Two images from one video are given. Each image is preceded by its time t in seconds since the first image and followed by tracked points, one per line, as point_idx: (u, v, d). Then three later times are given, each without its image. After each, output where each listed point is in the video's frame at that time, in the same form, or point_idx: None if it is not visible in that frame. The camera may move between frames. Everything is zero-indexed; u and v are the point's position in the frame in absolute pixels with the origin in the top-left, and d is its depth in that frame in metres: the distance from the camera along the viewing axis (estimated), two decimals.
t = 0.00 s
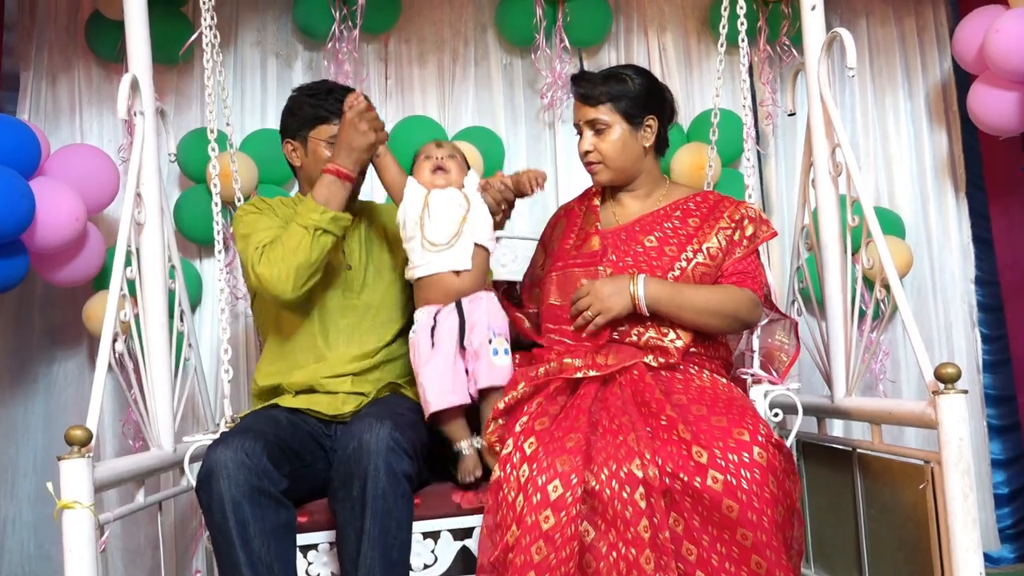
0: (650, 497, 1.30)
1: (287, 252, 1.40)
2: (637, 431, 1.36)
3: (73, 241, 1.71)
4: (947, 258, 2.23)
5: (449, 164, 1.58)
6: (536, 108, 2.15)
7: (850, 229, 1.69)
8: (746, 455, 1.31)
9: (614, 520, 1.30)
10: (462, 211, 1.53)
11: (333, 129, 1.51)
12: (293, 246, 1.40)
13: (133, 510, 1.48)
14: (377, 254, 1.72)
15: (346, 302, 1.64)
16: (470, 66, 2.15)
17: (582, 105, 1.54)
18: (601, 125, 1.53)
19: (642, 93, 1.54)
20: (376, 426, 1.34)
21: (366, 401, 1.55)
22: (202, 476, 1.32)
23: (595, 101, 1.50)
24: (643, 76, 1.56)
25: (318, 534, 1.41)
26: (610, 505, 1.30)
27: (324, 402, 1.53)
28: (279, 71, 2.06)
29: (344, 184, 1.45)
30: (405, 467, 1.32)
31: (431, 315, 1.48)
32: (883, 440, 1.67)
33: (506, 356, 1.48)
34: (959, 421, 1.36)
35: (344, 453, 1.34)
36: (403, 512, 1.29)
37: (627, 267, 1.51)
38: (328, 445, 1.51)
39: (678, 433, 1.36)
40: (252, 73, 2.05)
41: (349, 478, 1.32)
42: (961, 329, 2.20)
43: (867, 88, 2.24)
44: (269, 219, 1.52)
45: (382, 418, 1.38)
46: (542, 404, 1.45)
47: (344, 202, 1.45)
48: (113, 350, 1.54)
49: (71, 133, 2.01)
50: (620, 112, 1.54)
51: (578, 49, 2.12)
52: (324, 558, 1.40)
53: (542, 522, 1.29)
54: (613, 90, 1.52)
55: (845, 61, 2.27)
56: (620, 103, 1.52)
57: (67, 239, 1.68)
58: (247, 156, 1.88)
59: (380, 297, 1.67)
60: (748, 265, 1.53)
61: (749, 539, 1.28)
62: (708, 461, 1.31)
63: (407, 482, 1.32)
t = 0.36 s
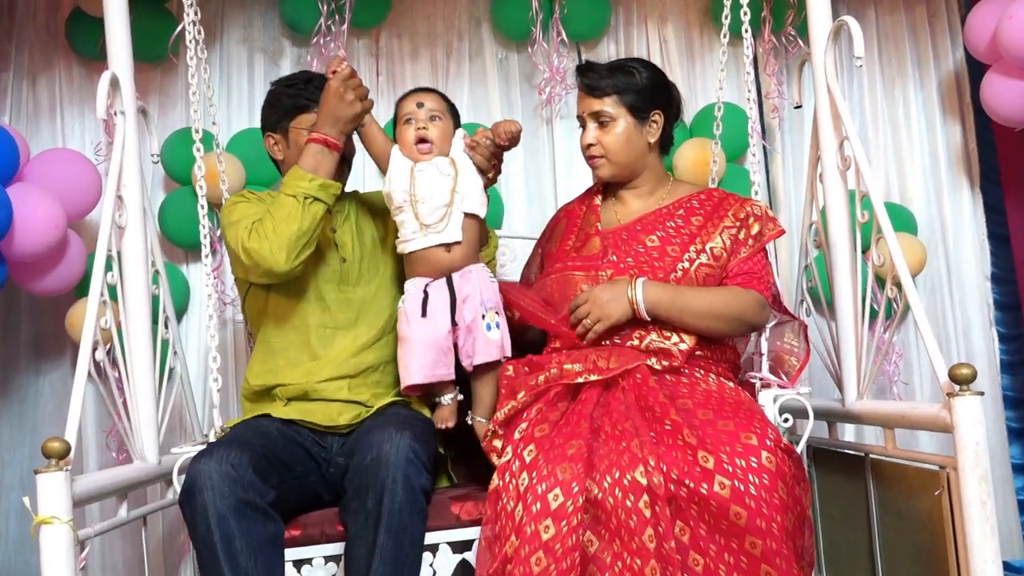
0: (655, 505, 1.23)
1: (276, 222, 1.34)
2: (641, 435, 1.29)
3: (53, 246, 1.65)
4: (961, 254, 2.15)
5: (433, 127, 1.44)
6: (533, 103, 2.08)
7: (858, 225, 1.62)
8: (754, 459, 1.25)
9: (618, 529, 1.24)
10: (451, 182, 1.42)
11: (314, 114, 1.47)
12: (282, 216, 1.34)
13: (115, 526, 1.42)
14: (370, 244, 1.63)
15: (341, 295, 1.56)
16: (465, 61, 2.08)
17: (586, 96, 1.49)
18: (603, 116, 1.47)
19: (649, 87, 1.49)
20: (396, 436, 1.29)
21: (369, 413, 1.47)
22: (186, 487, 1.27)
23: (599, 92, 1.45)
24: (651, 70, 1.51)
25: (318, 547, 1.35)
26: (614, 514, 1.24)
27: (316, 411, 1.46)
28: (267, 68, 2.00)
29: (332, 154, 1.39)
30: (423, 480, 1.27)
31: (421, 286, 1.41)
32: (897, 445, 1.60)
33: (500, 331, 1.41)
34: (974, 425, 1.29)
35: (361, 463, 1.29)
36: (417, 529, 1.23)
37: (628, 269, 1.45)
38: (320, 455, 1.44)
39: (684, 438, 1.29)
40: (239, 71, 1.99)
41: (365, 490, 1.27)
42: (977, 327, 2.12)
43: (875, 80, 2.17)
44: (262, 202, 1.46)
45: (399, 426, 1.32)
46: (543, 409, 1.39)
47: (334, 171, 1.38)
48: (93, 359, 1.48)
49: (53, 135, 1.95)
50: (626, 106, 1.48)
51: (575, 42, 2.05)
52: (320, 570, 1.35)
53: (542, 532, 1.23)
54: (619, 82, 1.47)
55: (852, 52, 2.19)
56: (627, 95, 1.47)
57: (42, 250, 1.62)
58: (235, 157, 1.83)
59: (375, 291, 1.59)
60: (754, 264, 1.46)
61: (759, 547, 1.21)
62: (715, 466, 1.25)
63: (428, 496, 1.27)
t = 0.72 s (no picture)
0: (660, 532, 1.19)
1: (265, 302, 1.30)
2: (646, 460, 1.24)
3: (47, 267, 1.62)
4: (979, 271, 2.09)
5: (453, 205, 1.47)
6: (536, 119, 2.04)
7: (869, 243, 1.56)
8: (762, 485, 1.20)
9: (621, 558, 1.18)
10: (471, 263, 1.45)
11: (325, 144, 1.43)
12: (272, 296, 1.30)
13: (106, 554, 1.38)
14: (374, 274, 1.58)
15: (343, 328, 1.51)
16: (467, 76, 2.05)
17: (599, 112, 1.45)
18: (615, 134, 1.43)
19: (662, 103, 1.45)
20: (421, 462, 1.25)
21: (372, 437, 1.42)
22: (179, 512, 1.23)
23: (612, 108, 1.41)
24: (664, 86, 1.47)
25: None
26: (617, 541, 1.19)
27: (317, 435, 1.40)
28: (266, 85, 1.97)
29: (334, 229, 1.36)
30: (444, 509, 1.24)
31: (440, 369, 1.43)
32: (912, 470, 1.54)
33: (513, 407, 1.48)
34: (991, 452, 1.23)
35: (384, 487, 1.25)
36: (435, 559, 1.20)
37: (634, 289, 1.41)
38: (319, 482, 1.38)
39: (689, 462, 1.24)
40: (237, 88, 1.96)
41: (387, 515, 1.22)
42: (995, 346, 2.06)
43: (887, 93, 2.13)
44: (258, 251, 1.42)
45: (424, 452, 1.28)
46: (544, 434, 1.35)
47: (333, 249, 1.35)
48: (85, 382, 1.44)
49: (50, 154, 1.93)
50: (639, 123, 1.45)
51: (579, 56, 2.02)
52: None
53: (543, 560, 1.18)
54: (633, 98, 1.43)
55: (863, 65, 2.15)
56: (639, 112, 1.44)
57: (36, 271, 1.59)
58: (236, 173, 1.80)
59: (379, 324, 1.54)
60: (764, 285, 1.41)
61: None
62: (721, 492, 1.20)
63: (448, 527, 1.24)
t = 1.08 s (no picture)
0: (691, 547, 1.10)
1: (271, 364, 1.25)
2: (675, 472, 1.16)
3: (58, 267, 1.57)
4: None
5: (490, 211, 1.38)
6: (561, 114, 1.97)
7: (914, 242, 1.48)
8: (798, 496, 1.12)
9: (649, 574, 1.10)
10: (512, 284, 1.38)
11: (361, 147, 1.36)
12: (278, 358, 1.25)
13: (115, 565, 1.32)
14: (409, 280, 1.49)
15: (373, 339, 1.43)
16: (490, 70, 1.98)
17: (625, 109, 1.37)
18: (642, 132, 1.36)
19: (690, 99, 1.37)
20: (459, 475, 1.19)
21: (394, 447, 1.35)
22: (190, 524, 1.17)
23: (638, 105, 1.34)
24: (692, 80, 1.39)
25: None
26: (645, 557, 1.11)
27: (335, 439, 1.34)
28: (283, 79, 1.92)
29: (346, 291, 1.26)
30: (481, 527, 1.16)
31: (467, 373, 1.37)
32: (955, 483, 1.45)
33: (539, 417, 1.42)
34: None
35: (418, 500, 1.19)
36: None
37: (661, 294, 1.34)
38: (337, 493, 1.32)
39: (721, 474, 1.16)
40: (253, 82, 1.91)
41: (419, 529, 1.16)
42: None
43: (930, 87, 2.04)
44: (271, 280, 1.35)
45: (461, 464, 1.22)
46: (568, 443, 1.27)
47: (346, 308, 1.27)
48: (95, 387, 1.39)
49: (62, 150, 1.89)
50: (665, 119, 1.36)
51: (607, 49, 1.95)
52: None
53: None
54: (659, 94, 1.35)
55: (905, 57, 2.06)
56: (667, 109, 1.36)
57: (48, 268, 1.54)
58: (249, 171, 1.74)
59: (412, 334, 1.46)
60: (798, 288, 1.34)
61: None
62: (754, 503, 1.12)
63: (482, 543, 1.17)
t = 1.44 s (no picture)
0: (695, 564, 1.05)
1: (237, 439, 1.27)
2: (681, 485, 1.11)
3: (40, 266, 1.52)
4: None
5: (466, 201, 1.35)
6: (561, 113, 1.93)
7: (926, 249, 1.43)
8: (808, 511, 1.07)
9: None
10: (505, 284, 1.33)
11: (365, 155, 1.32)
12: (242, 436, 1.27)
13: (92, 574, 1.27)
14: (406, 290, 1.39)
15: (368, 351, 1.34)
16: (489, 66, 1.94)
17: (620, 108, 1.32)
18: (638, 133, 1.30)
19: (689, 98, 1.31)
20: (461, 487, 1.12)
21: (385, 455, 1.30)
22: (173, 532, 1.12)
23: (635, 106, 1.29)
24: (690, 79, 1.34)
25: None
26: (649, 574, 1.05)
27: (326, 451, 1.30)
28: (276, 72, 1.87)
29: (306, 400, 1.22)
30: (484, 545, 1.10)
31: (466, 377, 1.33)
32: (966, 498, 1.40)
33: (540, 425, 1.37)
34: None
35: (418, 513, 1.13)
36: None
37: (660, 300, 1.29)
38: (328, 501, 1.27)
39: (727, 488, 1.12)
40: (244, 75, 1.86)
41: (418, 543, 1.11)
42: None
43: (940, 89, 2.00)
44: (252, 317, 1.32)
45: (464, 475, 1.15)
46: (571, 452, 1.22)
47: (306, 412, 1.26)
48: (75, 388, 1.33)
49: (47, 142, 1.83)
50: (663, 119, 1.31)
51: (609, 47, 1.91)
52: None
53: None
54: (657, 93, 1.30)
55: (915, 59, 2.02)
56: (665, 109, 1.30)
57: (29, 268, 1.49)
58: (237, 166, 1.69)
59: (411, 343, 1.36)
60: (797, 288, 1.28)
61: None
62: (762, 519, 1.07)
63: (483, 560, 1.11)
